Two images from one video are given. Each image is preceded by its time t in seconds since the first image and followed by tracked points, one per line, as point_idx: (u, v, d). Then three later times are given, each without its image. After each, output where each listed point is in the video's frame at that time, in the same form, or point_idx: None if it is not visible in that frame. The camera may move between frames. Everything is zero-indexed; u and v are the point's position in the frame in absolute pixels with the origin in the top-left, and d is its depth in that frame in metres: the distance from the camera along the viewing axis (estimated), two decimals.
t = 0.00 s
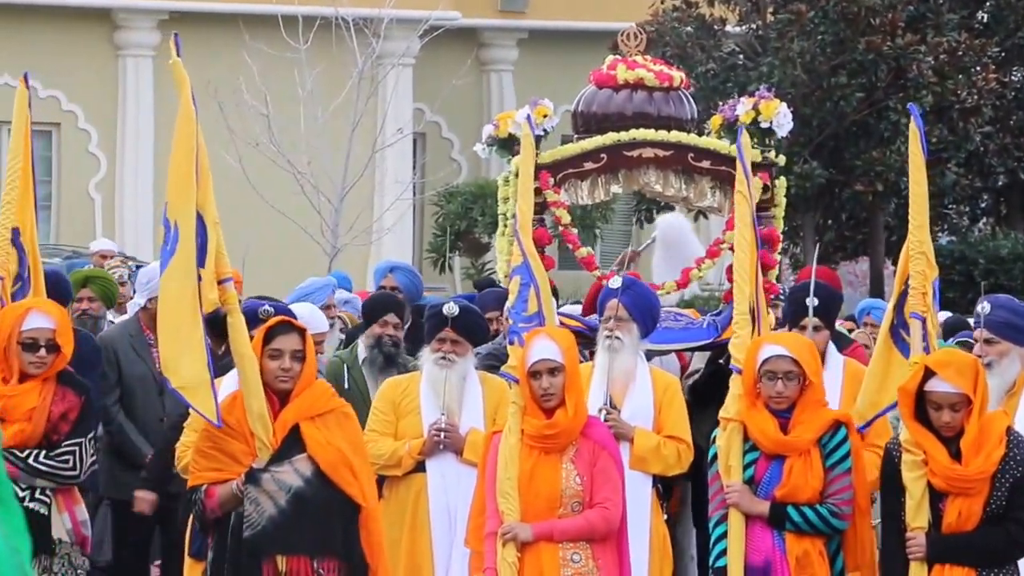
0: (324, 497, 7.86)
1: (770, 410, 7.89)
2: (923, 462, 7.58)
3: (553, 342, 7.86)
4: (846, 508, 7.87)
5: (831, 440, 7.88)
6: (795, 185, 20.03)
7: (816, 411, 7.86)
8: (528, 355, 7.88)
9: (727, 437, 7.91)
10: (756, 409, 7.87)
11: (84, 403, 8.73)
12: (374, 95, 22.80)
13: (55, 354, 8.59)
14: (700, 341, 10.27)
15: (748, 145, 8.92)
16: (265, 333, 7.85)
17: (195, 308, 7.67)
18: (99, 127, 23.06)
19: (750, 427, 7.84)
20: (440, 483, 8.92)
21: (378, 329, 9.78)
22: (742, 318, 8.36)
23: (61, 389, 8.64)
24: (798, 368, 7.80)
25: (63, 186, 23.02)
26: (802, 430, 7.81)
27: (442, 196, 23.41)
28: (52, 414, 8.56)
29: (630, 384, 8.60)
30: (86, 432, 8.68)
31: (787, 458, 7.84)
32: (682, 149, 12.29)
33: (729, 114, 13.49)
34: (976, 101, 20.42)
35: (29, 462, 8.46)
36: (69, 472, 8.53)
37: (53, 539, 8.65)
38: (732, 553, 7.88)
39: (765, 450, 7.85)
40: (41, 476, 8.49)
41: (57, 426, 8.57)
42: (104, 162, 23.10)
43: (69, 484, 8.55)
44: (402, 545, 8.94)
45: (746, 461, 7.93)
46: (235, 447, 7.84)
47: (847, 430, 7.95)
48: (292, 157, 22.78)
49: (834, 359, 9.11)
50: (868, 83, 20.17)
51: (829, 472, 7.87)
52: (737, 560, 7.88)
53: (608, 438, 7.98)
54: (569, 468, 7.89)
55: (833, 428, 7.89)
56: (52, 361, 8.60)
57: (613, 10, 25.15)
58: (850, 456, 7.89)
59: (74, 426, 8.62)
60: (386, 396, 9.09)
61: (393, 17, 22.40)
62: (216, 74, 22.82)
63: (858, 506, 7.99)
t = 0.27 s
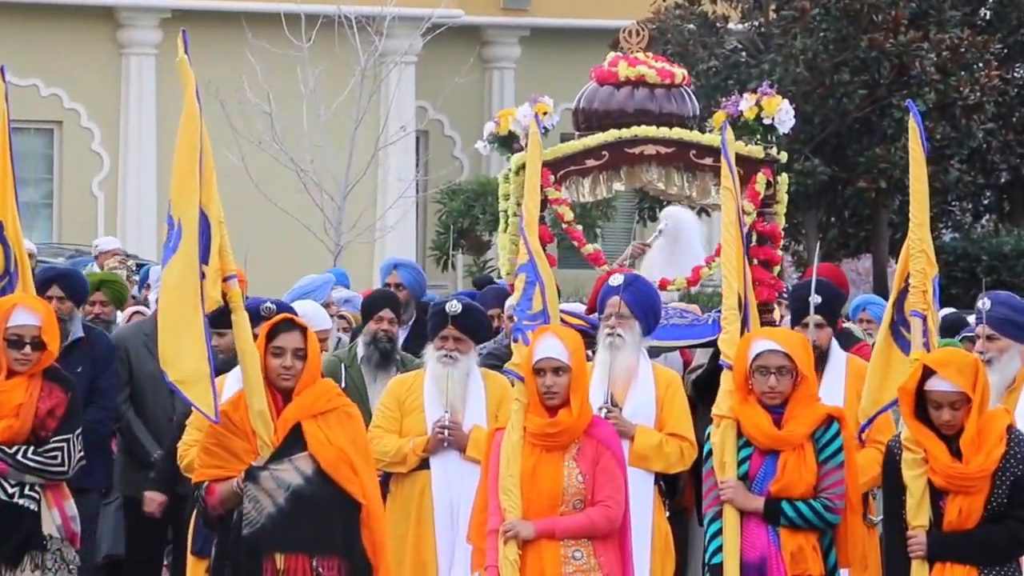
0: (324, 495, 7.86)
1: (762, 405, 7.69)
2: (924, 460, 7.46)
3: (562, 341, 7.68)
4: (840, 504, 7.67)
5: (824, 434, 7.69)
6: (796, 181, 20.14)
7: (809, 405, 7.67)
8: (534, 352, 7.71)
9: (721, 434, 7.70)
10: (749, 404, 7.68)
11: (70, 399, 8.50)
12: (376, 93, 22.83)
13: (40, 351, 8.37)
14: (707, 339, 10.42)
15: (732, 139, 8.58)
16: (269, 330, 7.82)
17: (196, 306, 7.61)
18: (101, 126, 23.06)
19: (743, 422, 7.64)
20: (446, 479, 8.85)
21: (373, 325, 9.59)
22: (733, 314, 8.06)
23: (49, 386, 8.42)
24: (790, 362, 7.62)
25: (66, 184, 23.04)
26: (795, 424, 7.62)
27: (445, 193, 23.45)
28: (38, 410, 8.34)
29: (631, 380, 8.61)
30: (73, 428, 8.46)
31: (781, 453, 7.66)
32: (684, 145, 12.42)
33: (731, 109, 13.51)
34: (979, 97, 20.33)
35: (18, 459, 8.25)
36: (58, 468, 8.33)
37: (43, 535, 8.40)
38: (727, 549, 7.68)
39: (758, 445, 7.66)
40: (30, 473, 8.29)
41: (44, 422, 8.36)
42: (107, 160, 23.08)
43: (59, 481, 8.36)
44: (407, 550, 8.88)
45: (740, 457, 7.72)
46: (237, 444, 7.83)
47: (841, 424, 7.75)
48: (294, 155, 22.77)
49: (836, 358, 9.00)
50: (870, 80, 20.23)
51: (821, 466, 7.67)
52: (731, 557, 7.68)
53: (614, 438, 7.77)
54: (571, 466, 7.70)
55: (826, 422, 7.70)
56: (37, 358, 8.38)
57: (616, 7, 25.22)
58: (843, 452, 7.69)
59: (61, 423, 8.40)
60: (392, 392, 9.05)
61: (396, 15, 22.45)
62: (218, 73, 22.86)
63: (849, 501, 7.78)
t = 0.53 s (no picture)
0: (325, 491, 7.82)
1: (757, 401, 7.50)
2: (928, 456, 7.30)
3: (572, 339, 7.49)
4: (836, 500, 7.47)
5: (820, 430, 7.49)
6: (795, 177, 20.16)
7: (805, 401, 7.46)
8: (544, 348, 7.53)
9: (717, 431, 7.51)
10: (743, 401, 7.49)
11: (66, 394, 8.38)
12: (377, 89, 22.84)
13: (30, 348, 8.24)
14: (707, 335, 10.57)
15: (730, 136, 8.35)
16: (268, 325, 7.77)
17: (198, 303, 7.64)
18: (103, 122, 23.07)
19: (738, 419, 7.45)
20: (450, 475, 8.77)
21: (372, 321, 9.63)
22: (729, 308, 7.94)
23: (42, 380, 8.29)
24: (785, 358, 7.41)
25: (67, 179, 23.06)
26: (790, 420, 7.43)
27: (446, 189, 23.44)
28: (32, 407, 8.23)
29: (630, 379, 8.57)
30: (67, 425, 8.34)
31: (776, 450, 7.46)
32: (687, 141, 12.72)
33: (734, 105, 13.59)
34: (979, 94, 20.55)
35: (13, 456, 8.16)
36: (52, 466, 8.22)
37: (38, 531, 8.38)
38: (722, 546, 7.48)
39: (753, 442, 7.47)
40: (24, 470, 8.19)
41: (38, 418, 8.24)
42: (109, 155, 23.11)
43: (52, 478, 8.25)
44: (414, 555, 8.81)
45: (736, 454, 7.53)
46: (236, 440, 7.78)
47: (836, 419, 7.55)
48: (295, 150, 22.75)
49: (837, 355, 8.95)
50: (871, 76, 20.21)
51: (817, 462, 7.48)
52: (725, 553, 7.49)
53: (624, 437, 7.61)
54: (579, 462, 7.53)
55: (821, 418, 7.49)
56: (26, 355, 8.25)
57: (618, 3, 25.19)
58: (838, 448, 7.49)
59: (55, 418, 8.28)
60: (397, 388, 8.97)
61: (396, 11, 22.41)
62: (219, 68, 22.86)
63: (845, 497, 7.58)
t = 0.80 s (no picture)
0: (325, 484, 7.82)
1: (754, 394, 7.47)
2: (932, 448, 7.23)
3: (583, 332, 7.47)
4: (832, 494, 7.44)
5: (815, 424, 7.45)
6: (795, 170, 20.19)
7: (801, 394, 7.44)
8: (556, 341, 7.50)
9: (713, 425, 7.49)
10: (740, 394, 7.45)
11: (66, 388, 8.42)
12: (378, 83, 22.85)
13: (26, 345, 8.29)
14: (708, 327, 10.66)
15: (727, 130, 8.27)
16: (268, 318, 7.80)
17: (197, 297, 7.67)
18: (104, 115, 23.07)
19: (735, 413, 7.42)
20: (450, 468, 8.78)
21: (369, 316, 9.57)
22: (726, 302, 7.87)
23: (42, 375, 8.33)
24: (779, 352, 7.39)
25: (68, 173, 23.08)
26: (785, 414, 7.40)
27: (446, 182, 23.44)
28: (33, 401, 8.27)
29: (629, 372, 8.57)
30: (68, 419, 8.37)
31: (772, 443, 7.43)
32: (689, 134, 12.79)
33: (735, 98, 13.61)
34: (980, 86, 20.56)
35: (14, 450, 8.18)
36: (52, 460, 8.25)
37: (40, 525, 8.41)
38: (717, 540, 7.44)
39: (749, 436, 7.44)
40: (25, 465, 8.21)
41: (39, 413, 8.28)
42: (109, 149, 23.11)
43: (53, 472, 8.28)
44: (417, 552, 8.80)
45: (732, 448, 7.50)
46: (235, 434, 7.80)
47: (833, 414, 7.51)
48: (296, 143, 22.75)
49: (838, 348, 8.93)
50: (872, 70, 20.19)
51: (812, 457, 7.45)
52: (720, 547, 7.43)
53: (635, 431, 7.57)
54: (586, 455, 7.51)
55: (817, 412, 7.45)
56: (23, 351, 8.30)
57: None
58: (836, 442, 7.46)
59: (55, 412, 8.31)
60: (402, 379, 8.97)
61: (397, 5, 22.41)
62: (219, 62, 22.86)
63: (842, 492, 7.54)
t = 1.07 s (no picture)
0: (325, 474, 7.78)
1: (753, 386, 7.48)
2: (937, 439, 7.24)
3: (594, 322, 7.43)
4: (832, 486, 7.45)
5: (815, 415, 7.46)
6: (796, 161, 20.25)
7: (800, 386, 7.45)
8: (564, 331, 7.46)
9: (712, 416, 7.50)
10: (739, 386, 7.47)
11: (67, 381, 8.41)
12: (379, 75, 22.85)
13: (26, 340, 8.24)
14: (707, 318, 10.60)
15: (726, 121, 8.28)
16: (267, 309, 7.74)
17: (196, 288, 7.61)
18: (104, 106, 23.08)
19: (734, 404, 7.44)
20: (453, 460, 8.80)
21: (368, 308, 9.64)
22: (725, 290, 7.82)
23: (43, 367, 8.31)
24: (779, 344, 7.38)
25: (68, 164, 23.09)
26: (785, 405, 7.41)
27: (447, 174, 23.44)
28: (35, 394, 8.25)
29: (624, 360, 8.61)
30: (69, 411, 8.36)
31: (771, 435, 7.44)
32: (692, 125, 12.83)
33: (736, 89, 13.62)
34: (980, 78, 20.55)
35: (14, 442, 8.16)
36: (53, 453, 8.23)
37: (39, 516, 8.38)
38: (717, 533, 7.44)
39: (749, 428, 7.45)
40: (24, 458, 8.19)
41: (41, 405, 8.26)
42: (110, 141, 23.11)
43: (55, 465, 8.27)
44: (418, 543, 8.80)
45: (732, 440, 7.51)
46: (235, 425, 7.75)
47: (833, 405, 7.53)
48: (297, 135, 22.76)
49: (841, 338, 8.93)
50: (872, 61, 20.20)
51: (812, 448, 7.45)
52: (719, 539, 7.44)
53: (642, 424, 7.55)
54: (592, 446, 7.48)
55: (817, 403, 7.47)
56: (23, 345, 8.25)
57: None
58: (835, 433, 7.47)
59: (57, 405, 8.30)
60: (407, 372, 8.99)
61: None
62: (221, 53, 22.88)
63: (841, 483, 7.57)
